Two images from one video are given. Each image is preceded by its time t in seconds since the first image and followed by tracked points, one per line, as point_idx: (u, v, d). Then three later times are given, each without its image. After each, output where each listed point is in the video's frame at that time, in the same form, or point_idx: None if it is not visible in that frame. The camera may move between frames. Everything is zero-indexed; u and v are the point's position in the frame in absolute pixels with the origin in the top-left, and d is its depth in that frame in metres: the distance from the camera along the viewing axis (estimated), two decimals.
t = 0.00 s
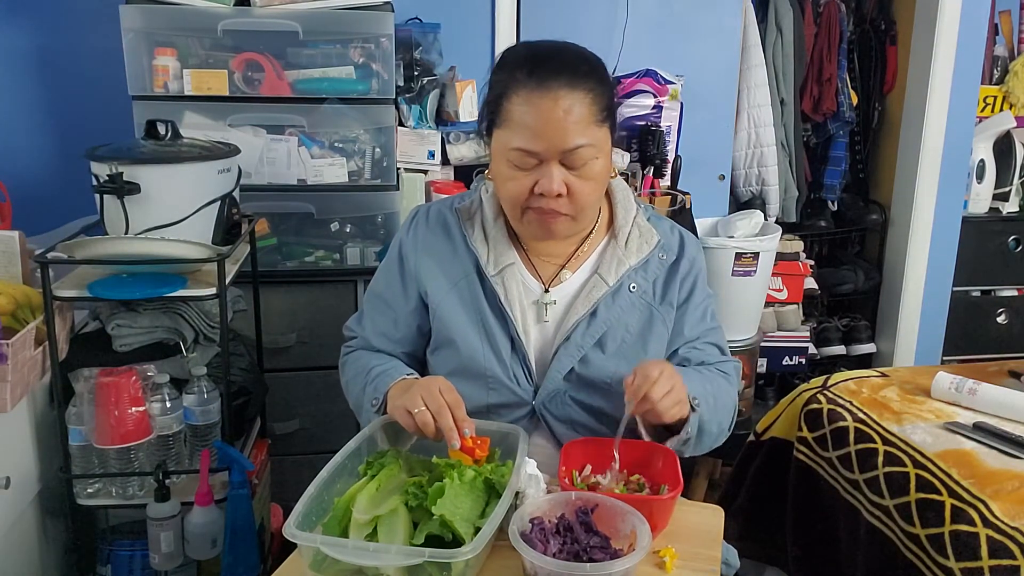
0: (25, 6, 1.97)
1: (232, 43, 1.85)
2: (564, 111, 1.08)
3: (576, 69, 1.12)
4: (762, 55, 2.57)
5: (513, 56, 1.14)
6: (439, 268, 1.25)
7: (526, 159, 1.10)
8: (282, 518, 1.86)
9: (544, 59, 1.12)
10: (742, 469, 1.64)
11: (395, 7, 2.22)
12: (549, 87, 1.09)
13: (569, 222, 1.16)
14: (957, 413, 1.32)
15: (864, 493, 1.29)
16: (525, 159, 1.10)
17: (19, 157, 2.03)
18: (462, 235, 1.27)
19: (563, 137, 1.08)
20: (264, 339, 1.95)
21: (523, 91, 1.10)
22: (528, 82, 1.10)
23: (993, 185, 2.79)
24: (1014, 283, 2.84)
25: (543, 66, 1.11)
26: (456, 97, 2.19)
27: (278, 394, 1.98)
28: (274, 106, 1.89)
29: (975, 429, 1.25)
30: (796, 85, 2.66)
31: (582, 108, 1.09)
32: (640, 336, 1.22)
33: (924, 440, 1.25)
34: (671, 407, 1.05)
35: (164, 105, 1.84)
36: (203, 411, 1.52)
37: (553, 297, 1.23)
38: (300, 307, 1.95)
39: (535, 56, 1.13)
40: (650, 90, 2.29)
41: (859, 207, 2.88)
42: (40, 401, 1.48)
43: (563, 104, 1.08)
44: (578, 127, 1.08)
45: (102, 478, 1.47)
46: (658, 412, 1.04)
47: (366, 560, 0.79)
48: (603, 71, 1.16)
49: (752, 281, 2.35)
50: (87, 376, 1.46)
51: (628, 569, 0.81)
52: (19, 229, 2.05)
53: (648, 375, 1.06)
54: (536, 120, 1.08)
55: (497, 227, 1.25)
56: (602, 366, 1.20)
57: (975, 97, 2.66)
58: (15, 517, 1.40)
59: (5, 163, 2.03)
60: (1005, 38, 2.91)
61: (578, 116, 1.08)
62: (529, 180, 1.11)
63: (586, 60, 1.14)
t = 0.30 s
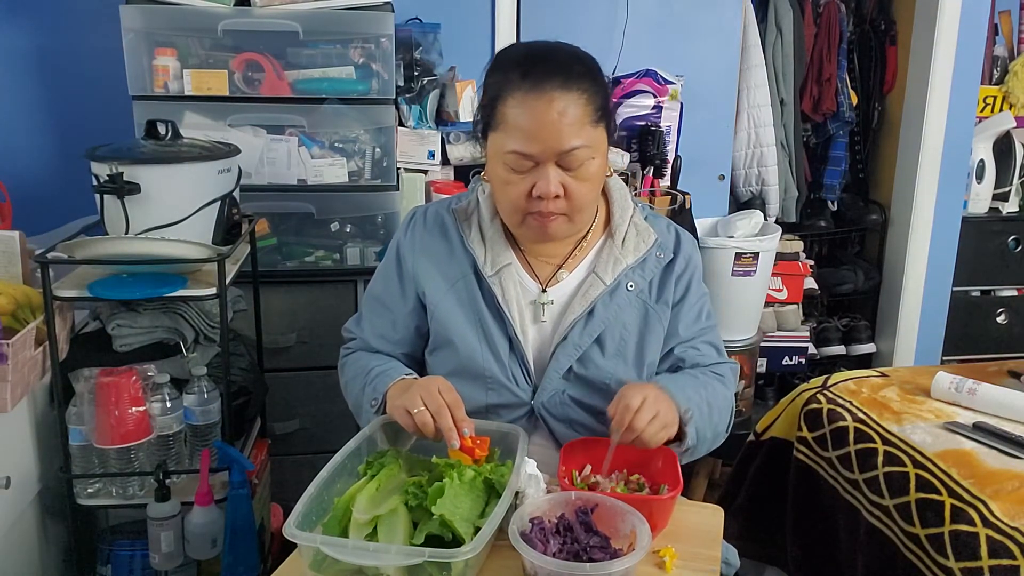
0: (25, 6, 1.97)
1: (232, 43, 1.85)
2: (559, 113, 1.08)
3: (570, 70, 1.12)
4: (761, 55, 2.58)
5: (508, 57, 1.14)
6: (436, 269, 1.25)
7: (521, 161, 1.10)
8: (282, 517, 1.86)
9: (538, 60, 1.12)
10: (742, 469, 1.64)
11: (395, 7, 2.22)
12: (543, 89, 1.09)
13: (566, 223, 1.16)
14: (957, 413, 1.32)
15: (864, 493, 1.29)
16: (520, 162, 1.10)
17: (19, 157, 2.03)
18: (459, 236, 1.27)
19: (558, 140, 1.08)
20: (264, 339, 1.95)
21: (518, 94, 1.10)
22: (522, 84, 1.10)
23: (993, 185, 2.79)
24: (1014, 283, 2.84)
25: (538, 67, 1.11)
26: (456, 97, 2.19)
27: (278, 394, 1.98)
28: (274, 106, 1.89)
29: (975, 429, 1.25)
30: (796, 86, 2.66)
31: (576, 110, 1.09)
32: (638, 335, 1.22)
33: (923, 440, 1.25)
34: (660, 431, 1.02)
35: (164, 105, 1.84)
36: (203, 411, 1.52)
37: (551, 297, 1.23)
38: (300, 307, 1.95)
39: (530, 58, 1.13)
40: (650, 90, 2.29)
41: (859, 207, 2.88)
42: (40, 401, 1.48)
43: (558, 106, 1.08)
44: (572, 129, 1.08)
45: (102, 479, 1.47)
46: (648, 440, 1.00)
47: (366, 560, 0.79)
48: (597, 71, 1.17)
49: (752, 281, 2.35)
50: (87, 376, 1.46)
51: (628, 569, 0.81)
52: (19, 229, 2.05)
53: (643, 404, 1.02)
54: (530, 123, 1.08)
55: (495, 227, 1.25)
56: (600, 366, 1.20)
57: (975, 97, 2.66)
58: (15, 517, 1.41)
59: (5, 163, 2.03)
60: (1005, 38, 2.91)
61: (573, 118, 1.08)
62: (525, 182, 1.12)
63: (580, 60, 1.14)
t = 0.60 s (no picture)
0: (25, 6, 1.97)
1: (232, 43, 1.85)
2: (555, 117, 1.08)
3: (567, 73, 1.12)
4: (761, 56, 2.58)
5: (504, 61, 1.14)
6: (436, 270, 1.25)
7: (518, 165, 1.10)
8: (283, 517, 1.86)
9: (534, 63, 1.12)
10: (742, 469, 1.65)
11: (396, 7, 2.22)
12: (539, 93, 1.09)
13: (564, 225, 1.16)
14: (957, 413, 1.33)
15: (864, 493, 1.29)
16: (517, 166, 1.10)
17: (19, 157, 2.03)
18: (457, 237, 1.27)
19: (555, 144, 1.08)
20: (264, 339, 1.95)
21: (514, 98, 1.10)
22: (518, 88, 1.10)
23: (993, 185, 2.79)
24: (1014, 283, 2.83)
25: (534, 71, 1.11)
26: (456, 97, 2.19)
27: (278, 394, 1.98)
28: (275, 106, 1.89)
29: (975, 429, 1.25)
30: (796, 85, 2.66)
31: (574, 114, 1.09)
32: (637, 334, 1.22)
33: (923, 440, 1.25)
34: (633, 413, 1.04)
35: (164, 105, 1.84)
36: (203, 411, 1.52)
37: (550, 298, 1.23)
38: (300, 307, 1.95)
39: (526, 61, 1.13)
40: (650, 90, 2.29)
41: (859, 207, 2.88)
42: (40, 401, 1.48)
43: (554, 110, 1.08)
44: (569, 133, 1.08)
45: (102, 479, 1.47)
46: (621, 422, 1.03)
47: (366, 560, 0.79)
48: (594, 73, 1.17)
49: (752, 281, 2.35)
50: (87, 376, 1.46)
51: (628, 568, 0.81)
52: (20, 229, 2.05)
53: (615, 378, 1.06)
54: (527, 127, 1.08)
55: (493, 228, 1.25)
56: (600, 367, 1.20)
57: (975, 97, 2.66)
58: (15, 517, 1.41)
59: (6, 163, 2.03)
60: (1004, 38, 2.91)
61: (570, 122, 1.08)
62: (523, 185, 1.12)
63: (576, 62, 1.14)
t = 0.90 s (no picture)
0: (24, 6, 1.97)
1: (232, 43, 1.85)
2: (558, 118, 1.08)
3: (569, 75, 1.12)
4: (761, 55, 2.58)
5: (506, 61, 1.14)
6: (437, 270, 1.25)
7: (521, 166, 1.10)
8: (282, 518, 1.86)
9: (536, 63, 1.12)
10: (742, 469, 1.65)
11: (396, 7, 2.22)
12: (542, 94, 1.09)
13: (566, 225, 1.16)
14: (957, 413, 1.32)
15: (864, 493, 1.29)
16: (519, 166, 1.10)
17: (18, 157, 2.03)
18: (459, 236, 1.27)
19: (557, 145, 1.08)
20: (264, 339, 1.95)
21: (516, 99, 1.10)
22: (519, 89, 1.10)
23: (993, 185, 2.79)
24: (1014, 283, 2.83)
25: (535, 72, 1.11)
26: (456, 97, 2.19)
27: (278, 394, 1.98)
28: (275, 106, 1.89)
29: (975, 429, 1.25)
30: (796, 85, 2.66)
31: (576, 115, 1.09)
32: (639, 335, 1.22)
33: (923, 440, 1.25)
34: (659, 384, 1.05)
35: (164, 105, 1.84)
36: (203, 411, 1.52)
37: (551, 298, 1.23)
38: (300, 307, 1.95)
39: (528, 62, 1.13)
40: (650, 90, 2.29)
41: (859, 207, 2.88)
42: (40, 401, 1.48)
43: (557, 111, 1.08)
44: (571, 134, 1.08)
45: (102, 479, 1.47)
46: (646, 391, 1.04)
47: (366, 560, 0.79)
48: (596, 73, 1.16)
49: (752, 281, 2.35)
50: (87, 376, 1.46)
51: (628, 569, 0.81)
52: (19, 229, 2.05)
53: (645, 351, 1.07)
54: (528, 128, 1.08)
55: (495, 228, 1.25)
56: (601, 367, 1.20)
57: (975, 97, 2.66)
58: (15, 517, 1.41)
59: (6, 163, 2.03)
60: (1005, 38, 2.91)
61: (572, 123, 1.08)
62: (525, 186, 1.12)
63: (578, 63, 1.14)
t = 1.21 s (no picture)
0: (24, 6, 1.97)
1: (232, 43, 1.85)
2: (560, 120, 1.08)
3: (572, 77, 1.11)
4: (761, 55, 2.57)
5: (508, 63, 1.14)
6: (438, 270, 1.25)
7: (523, 168, 1.10)
8: (282, 518, 1.86)
9: (539, 66, 1.12)
10: (742, 469, 1.65)
11: (395, 7, 2.22)
12: (545, 97, 1.09)
13: (568, 227, 1.15)
14: (957, 413, 1.32)
15: (864, 493, 1.29)
16: (522, 168, 1.10)
17: (18, 157, 2.03)
18: (459, 237, 1.26)
19: (560, 147, 1.08)
20: (264, 339, 1.95)
21: (519, 101, 1.10)
22: (521, 91, 1.10)
23: (993, 185, 2.78)
24: (1014, 283, 2.83)
25: (538, 73, 1.11)
26: (456, 97, 2.18)
27: (277, 394, 1.98)
28: (275, 106, 1.89)
29: (975, 429, 1.25)
30: (796, 85, 2.66)
31: (578, 117, 1.09)
32: (640, 336, 1.22)
33: (923, 440, 1.25)
34: (691, 386, 1.05)
35: (164, 105, 1.84)
36: (203, 411, 1.52)
37: (551, 299, 1.23)
38: (300, 307, 1.95)
39: (530, 64, 1.13)
40: (651, 90, 2.29)
41: (859, 207, 2.88)
42: (40, 401, 1.48)
43: (559, 114, 1.08)
44: (574, 136, 1.08)
45: (102, 479, 1.47)
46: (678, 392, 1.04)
47: (366, 560, 0.79)
48: (599, 76, 1.16)
49: (752, 281, 2.35)
50: (87, 376, 1.46)
51: (628, 569, 0.81)
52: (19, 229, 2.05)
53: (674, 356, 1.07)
54: (531, 130, 1.08)
55: (496, 228, 1.25)
56: (602, 367, 1.20)
57: (975, 97, 2.66)
58: (15, 517, 1.40)
59: (6, 163, 2.03)
60: (1005, 38, 2.90)
61: (574, 125, 1.08)
62: (527, 187, 1.12)
63: (580, 65, 1.14)
